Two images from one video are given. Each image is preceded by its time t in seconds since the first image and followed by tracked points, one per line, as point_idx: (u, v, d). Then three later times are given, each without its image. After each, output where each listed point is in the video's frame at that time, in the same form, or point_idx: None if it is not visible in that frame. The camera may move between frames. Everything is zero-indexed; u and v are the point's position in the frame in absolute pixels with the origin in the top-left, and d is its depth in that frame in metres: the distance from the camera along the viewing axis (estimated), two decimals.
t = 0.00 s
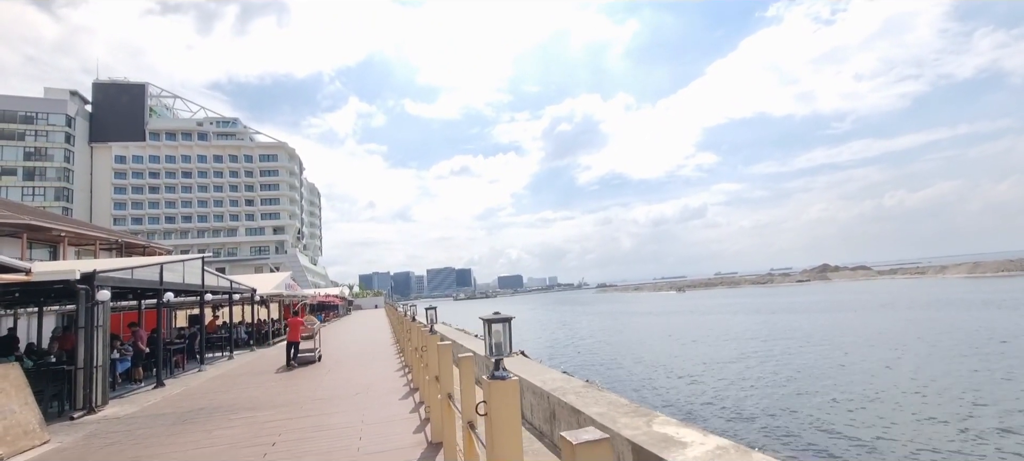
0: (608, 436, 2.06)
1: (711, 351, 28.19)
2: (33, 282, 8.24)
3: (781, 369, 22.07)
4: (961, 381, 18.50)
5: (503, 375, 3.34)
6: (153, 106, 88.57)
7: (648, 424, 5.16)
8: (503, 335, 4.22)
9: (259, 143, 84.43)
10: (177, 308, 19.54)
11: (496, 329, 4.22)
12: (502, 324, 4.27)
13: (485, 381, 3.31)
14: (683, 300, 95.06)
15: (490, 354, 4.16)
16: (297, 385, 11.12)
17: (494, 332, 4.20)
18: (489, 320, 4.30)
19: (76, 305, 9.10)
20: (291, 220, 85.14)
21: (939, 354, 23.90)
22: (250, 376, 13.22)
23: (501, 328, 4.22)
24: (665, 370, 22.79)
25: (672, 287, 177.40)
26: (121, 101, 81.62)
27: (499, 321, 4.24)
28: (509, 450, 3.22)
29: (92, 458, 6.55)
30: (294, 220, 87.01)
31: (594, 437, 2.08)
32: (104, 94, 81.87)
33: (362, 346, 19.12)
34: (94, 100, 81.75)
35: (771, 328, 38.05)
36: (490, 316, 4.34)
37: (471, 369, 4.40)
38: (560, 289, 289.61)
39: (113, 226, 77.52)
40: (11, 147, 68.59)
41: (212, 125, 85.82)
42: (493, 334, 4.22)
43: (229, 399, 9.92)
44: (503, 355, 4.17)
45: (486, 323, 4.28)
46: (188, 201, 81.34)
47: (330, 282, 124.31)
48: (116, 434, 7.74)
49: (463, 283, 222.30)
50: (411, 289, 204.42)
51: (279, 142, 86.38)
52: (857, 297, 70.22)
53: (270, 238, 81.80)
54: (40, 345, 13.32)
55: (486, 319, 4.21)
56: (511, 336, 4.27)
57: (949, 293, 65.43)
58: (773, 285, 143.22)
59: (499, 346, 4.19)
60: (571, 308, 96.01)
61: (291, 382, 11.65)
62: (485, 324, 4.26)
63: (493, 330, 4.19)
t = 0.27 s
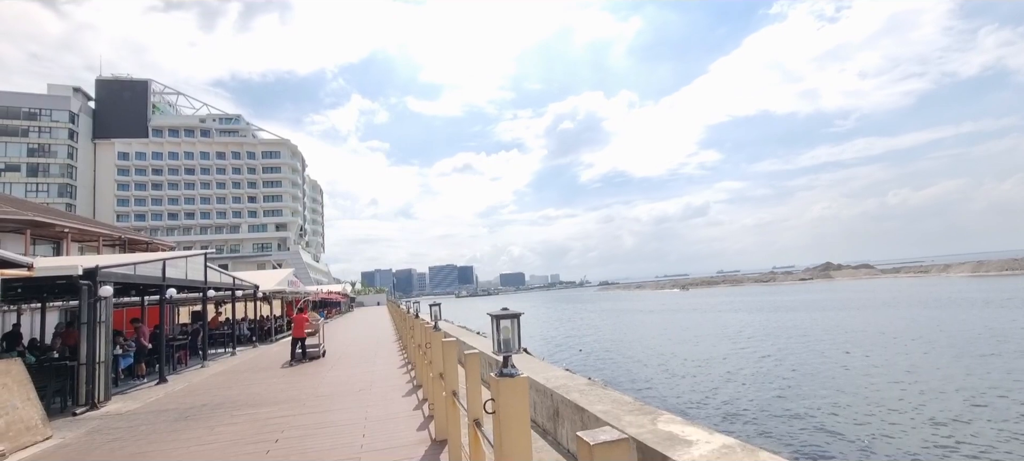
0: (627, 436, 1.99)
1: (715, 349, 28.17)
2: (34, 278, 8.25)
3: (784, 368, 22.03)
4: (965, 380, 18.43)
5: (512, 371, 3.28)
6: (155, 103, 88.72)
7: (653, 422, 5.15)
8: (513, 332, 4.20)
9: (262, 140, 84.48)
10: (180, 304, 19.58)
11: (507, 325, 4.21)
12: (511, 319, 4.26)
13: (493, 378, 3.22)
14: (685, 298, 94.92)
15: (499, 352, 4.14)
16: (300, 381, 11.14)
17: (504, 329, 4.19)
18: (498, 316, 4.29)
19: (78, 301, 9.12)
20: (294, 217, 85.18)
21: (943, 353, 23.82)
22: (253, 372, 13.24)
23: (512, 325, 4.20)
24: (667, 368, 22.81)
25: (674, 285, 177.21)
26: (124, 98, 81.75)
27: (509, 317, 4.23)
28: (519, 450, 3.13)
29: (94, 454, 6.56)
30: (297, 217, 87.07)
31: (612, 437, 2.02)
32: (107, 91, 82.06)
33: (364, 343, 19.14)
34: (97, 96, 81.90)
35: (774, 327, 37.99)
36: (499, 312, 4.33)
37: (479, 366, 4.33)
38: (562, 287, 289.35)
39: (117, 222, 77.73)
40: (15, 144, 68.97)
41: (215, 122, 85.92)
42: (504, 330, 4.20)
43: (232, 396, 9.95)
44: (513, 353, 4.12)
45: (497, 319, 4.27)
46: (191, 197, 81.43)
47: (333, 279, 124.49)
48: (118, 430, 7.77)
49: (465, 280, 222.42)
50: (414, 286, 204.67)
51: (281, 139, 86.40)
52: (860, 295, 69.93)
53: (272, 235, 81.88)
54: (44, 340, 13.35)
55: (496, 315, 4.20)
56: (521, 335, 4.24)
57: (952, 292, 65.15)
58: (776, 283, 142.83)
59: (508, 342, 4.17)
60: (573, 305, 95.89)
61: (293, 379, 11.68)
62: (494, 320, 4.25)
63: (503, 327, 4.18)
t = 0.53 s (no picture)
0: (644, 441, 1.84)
1: (724, 347, 28.05)
2: (43, 274, 8.32)
3: (794, 366, 21.88)
4: (978, 379, 18.19)
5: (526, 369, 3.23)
6: (166, 102, 89.46)
7: (666, 422, 5.16)
8: (528, 328, 4.07)
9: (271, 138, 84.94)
10: (190, 301, 19.73)
11: (521, 321, 4.08)
12: (525, 315, 4.13)
13: (507, 378, 3.14)
14: (693, 296, 94.53)
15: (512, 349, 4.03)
16: (309, 379, 11.20)
17: (518, 325, 4.06)
18: (511, 312, 4.15)
19: (89, 297, 9.20)
20: (303, 215, 85.59)
21: (955, 352, 23.55)
22: (262, 369, 13.35)
23: (526, 321, 4.07)
24: (676, 366, 22.71)
25: (682, 283, 176.42)
26: (135, 97, 82.45)
27: (523, 313, 4.10)
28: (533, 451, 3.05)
29: (103, 451, 6.58)
30: (306, 215, 87.48)
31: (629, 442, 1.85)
32: (119, 90, 82.84)
33: (372, 340, 19.22)
34: (109, 95, 82.75)
35: (783, 325, 37.74)
36: (512, 308, 4.18)
37: (491, 365, 4.25)
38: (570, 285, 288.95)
39: (128, 220, 78.48)
40: (28, 142, 69.91)
41: (224, 121, 86.51)
42: (518, 326, 4.06)
43: (241, 393, 10.01)
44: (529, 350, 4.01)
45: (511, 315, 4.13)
46: (201, 195, 82.01)
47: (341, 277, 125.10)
48: (128, 427, 7.83)
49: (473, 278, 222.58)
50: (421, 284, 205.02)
51: (290, 138, 86.81)
52: (871, 294, 69.23)
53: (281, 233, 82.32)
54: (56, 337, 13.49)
55: (510, 311, 4.06)
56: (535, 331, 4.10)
57: (964, 290, 64.47)
58: (785, 281, 141.86)
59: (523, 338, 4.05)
60: (580, 303, 95.76)
61: (302, 376, 11.75)
62: (507, 317, 4.12)
63: (516, 324, 4.05)
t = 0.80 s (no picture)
0: None
1: (746, 348, 27.78)
2: (72, 277, 8.54)
3: (818, 368, 21.56)
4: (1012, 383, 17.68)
5: (554, 384, 3.00)
6: (192, 107, 91.44)
7: (692, 427, 5.06)
8: (553, 339, 3.55)
9: (294, 141, 86.09)
10: (215, 302, 20.11)
11: (545, 331, 3.55)
12: (550, 324, 3.60)
13: (533, 390, 2.98)
14: (717, 296, 93.15)
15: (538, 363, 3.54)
16: (331, 380, 11.31)
17: (542, 336, 3.54)
18: (535, 320, 3.60)
19: (115, 299, 9.42)
20: (325, 217, 86.57)
21: (988, 354, 22.91)
22: (284, 370, 13.51)
23: (551, 332, 3.55)
24: (698, 367, 22.59)
25: (706, 282, 174.09)
26: (163, 102, 84.53)
27: (548, 322, 3.58)
28: None
29: (127, 454, 6.65)
30: (328, 217, 88.46)
31: None
32: (148, 96, 85.04)
33: (394, 341, 19.36)
34: (138, 101, 84.92)
35: (810, 326, 36.98)
36: (536, 316, 3.62)
37: (512, 371, 4.14)
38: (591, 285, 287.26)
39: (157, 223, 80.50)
40: (63, 148, 72.30)
41: (249, 125, 88.09)
42: (541, 339, 3.53)
43: (264, 394, 10.14)
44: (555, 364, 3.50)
45: (534, 325, 3.58)
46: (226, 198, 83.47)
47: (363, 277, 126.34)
48: (152, 429, 7.96)
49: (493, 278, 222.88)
50: (442, 284, 206.28)
51: (312, 140, 87.88)
52: (902, 293, 67.47)
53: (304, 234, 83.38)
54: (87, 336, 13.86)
55: (534, 321, 3.51)
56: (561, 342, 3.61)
57: (1002, 290, 62.30)
58: (813, 280, 138.98)
59: (548, 351, 3.53)
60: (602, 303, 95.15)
61: (325, 377, 11.87)
62: (531, 326, 3.59)
63: (540, 334, 3.54)
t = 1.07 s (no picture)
0: None
1: (776, 346, 27.34)
2: (106, 272, 8.82)
3: (850, 367, 21.14)
4: None
5: (593, 386, 2.72)
6: (224, 107, 93.57)
7: (727, 429, 5.00)
8: (592, 336, 3.30)
9: (321, 139, 87.33)
10: (246, 297, 20.56)
11: (583, 328, 3.30)
12: (589, 321, 3.35)
13: (570, 392, 2.71)
14: (747, 293, 91.45)
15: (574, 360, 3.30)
16: (358, 376, 11.47)
17: (580, 333, 3.30)
18: (573, 317, 3.39)
19: (149, 294, 9.67)
20: (352, 214, 87.63)
21: None
22: (313, 365, 13.73)
23: (590, 328, 3.30)
24: (726, 365, 22.36)
25: (735, 279, 171.18)
26: (196, 103, 86.78)
27: (586, 317, 3.34)
28: None
29: (159, 447, 6.78)
30: (355, 214, 89.54)
31: None
32: (181, 97, 87.40)
33: (420, 337, 19.54)
34: (173, 102, 87.31)
35: (844, 324, 36.05)
36: (574, 313, 3.41)
37: (544, 371, 4.03)
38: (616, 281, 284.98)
39: (191, 220, 82.77)
40: (102, 149, 74.88)
41: (278, 124, 89.72)
42: (579, 336, 3.29)
43: (292, 389, 10.32)
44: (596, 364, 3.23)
45: (570, 321, 3.37)
46: (257, 196, 85.05)
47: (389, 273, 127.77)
48: (183, 423, 8.14)
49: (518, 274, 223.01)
50: (467, 280, 207.38)
51: (339, 138, 88.97)
52: (941, 291, 65.24)
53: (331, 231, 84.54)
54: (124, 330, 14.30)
55: (570, 316, 3.30)
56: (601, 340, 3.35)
57: None
58: (847, 277, 135.37)
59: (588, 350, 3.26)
60: (628, 300, 94.32)
61: (352, 372, 12.05)
62: (568, 323, 3.37)
63: (577, 332, 3.29)
